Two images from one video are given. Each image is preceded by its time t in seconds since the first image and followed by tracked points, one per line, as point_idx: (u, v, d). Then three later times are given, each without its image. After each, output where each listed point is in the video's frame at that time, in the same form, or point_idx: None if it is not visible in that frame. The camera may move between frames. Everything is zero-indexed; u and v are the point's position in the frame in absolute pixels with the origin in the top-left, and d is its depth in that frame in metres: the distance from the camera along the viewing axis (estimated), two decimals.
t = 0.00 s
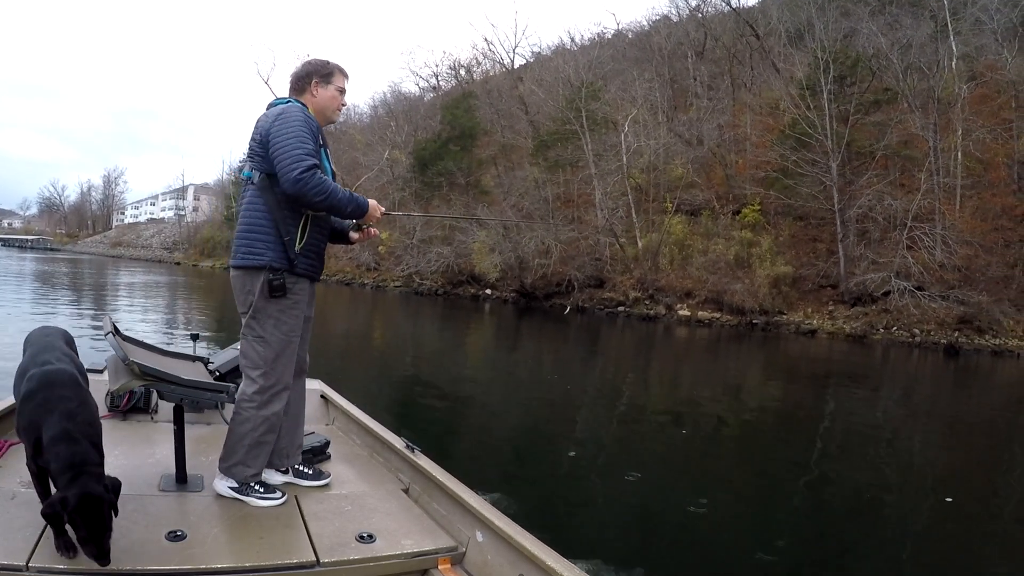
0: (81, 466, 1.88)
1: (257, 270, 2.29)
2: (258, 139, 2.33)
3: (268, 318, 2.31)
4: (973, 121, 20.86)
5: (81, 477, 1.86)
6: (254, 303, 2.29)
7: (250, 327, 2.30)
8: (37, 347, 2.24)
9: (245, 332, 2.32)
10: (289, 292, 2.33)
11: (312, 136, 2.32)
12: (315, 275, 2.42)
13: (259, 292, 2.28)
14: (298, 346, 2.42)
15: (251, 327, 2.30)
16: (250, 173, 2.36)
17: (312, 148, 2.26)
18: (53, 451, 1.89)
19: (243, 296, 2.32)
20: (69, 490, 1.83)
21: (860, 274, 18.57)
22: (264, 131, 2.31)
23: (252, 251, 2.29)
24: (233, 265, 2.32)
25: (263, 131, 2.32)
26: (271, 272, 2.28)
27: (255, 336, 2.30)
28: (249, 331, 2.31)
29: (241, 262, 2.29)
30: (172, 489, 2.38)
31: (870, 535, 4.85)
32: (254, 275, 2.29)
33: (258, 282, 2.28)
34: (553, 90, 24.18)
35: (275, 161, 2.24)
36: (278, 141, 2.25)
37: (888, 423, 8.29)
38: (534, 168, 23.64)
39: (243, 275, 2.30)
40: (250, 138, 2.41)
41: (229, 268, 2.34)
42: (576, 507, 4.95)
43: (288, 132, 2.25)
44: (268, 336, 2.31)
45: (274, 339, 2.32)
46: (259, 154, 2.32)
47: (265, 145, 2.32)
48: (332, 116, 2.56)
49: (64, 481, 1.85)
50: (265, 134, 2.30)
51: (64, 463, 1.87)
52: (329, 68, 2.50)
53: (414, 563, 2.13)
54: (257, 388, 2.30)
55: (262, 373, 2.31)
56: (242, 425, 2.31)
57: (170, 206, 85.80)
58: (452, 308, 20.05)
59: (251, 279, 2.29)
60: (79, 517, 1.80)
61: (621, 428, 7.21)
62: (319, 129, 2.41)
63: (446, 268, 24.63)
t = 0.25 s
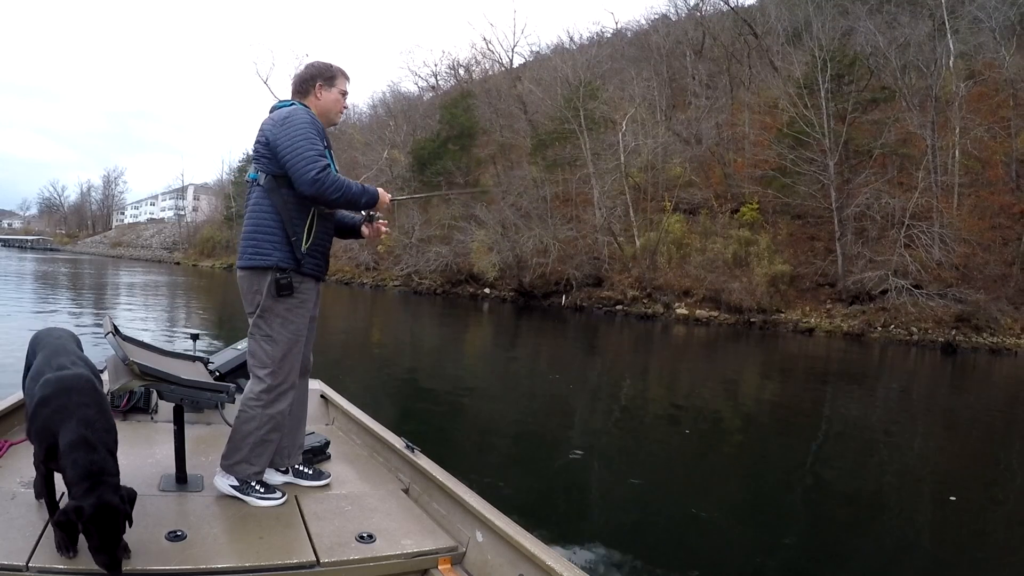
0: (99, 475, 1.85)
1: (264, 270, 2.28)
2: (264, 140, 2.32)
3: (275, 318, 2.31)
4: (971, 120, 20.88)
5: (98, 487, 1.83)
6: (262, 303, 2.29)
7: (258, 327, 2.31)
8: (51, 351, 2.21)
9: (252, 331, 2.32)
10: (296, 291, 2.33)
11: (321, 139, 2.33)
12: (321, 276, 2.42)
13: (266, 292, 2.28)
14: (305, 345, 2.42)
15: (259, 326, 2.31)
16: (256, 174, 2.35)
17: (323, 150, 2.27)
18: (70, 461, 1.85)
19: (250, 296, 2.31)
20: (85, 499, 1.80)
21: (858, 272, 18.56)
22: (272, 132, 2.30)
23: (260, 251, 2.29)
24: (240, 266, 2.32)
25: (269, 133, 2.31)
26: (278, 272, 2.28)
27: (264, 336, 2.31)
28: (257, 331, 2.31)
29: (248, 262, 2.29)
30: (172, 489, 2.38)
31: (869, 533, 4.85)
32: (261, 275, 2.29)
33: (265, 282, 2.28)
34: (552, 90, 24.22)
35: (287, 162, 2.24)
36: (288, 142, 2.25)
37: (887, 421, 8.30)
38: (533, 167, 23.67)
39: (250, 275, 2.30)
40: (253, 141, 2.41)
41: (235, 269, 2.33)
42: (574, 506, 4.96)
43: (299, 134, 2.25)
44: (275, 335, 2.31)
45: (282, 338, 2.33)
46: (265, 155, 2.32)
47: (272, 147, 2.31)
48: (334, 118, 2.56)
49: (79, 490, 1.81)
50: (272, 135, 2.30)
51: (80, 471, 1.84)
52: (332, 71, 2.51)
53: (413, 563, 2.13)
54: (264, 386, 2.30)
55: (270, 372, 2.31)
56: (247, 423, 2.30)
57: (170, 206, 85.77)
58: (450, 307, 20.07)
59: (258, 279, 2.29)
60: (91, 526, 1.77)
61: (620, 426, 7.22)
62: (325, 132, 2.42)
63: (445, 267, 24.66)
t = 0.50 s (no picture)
0: (125, 482, 1.85)
1: (277, 273, 2.30)
2: (275, 144, 2.32)
3: (289, 320, 2.33)
4: (969, 119, 20.90)
5: (124, 491, 1.83)
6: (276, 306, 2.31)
7: (273, 329, 2.33)
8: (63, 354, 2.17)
9: (268, 334, 2.34)
10: (307, 293, 2.35)
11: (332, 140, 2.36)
12: (331, 276, 2.45)
13: (280, 295, 2.30)
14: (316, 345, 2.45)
15: (274, 328, 2.33)
16: (265, 179, 2.35)
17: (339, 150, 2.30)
18: (95, 466, 1.86)
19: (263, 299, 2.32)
20: (111, 503, 1.79)
21: (855, 271, 18.62)
22: (283, 135, 2.30)
23: (272, 255, 2.29)
24: (250, 269, 2.32)
25: (280, 136, 2.31)
26: (291, 275, 2.30)
27: (279, 337, 2.33)
28: (272, 333, 2.34)
29: (260, 265, 2.29)
30: (172, 490, 2.38)
31: (867, 533, 4.86)
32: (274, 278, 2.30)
33: (278, 285, 2.29)
34: (550, 90, 24.24)
35: (303, 161, 2.25)
36: (303, 144, 2.26)
37: (885, 420, 8.30)
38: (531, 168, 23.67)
39: (262, 278, 2.30)
40: (259, 146, 2.40)
41: (246, 272, 2.33)
42: (573, 505, 4.96)
43: (314, 136, 2.27)
44: (291, 336, 2.34)
45: (297, 339, 2.35)
46: (276, 159, 2.31)
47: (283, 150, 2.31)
48: (337, 120, 2.57)
49: (105, 496, 1.80)
50: (284, 138, 2.29)
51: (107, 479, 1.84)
52: (336, 74, 2.51)
53: (414, 563, 2.13)
54: (279, 386, 2.32)
55: (284, 372, 2.33)
56: (258, 422, 2.31)
57: (169, 206, 85.72)
58: (449, 306, 20.06)
59: (271, 282, 2.30)
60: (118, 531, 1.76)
61: (619, 426, 7.21)
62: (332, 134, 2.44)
63: (443, 267, 24.65)
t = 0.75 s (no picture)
0: (143, 494, 1.76)
1: (288, 274, 2.30)
2: (293, 146, 2.31)
3: (300, 320, 2.36)
4: (967, 118, 20.92)
5: (144, 505, 1.75)
6: (287, 306, 2.33)
7: (284, 329, 2.35)
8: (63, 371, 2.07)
9: (277, 334, 2.36)
10: (316, 293, 2.38)
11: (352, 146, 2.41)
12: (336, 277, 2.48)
13: (291, 295, 2.31)
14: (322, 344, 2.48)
15: (285, 328, 2.35)
16: (278, 179, 2.34)
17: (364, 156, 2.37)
18: (111, 482, 1.75)
19: (271, 299, 2.33)
20: (130, 519, 1.71)
21: (853, 270, 18.63)
22: (304, 138, 2.31)
23: (286, 255, 2.30)
24: (258, 269, 2.30)
25: (300, 138, 2.31)
26: (303, 275, 2.31)
27: (289, 337, 2.36)
28: (282, 333, 2.36)
29: (271, 266, 2.28)
30: (172, 489, 2.38)
31: (867, 531, 4.86)
32: (284, 279, 2.30)
33: (289, 285, 2.31)
34: (550, 89, 24.28)
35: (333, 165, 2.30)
36: (332, 149, 2.30)
37: (883, 419, 8.31)
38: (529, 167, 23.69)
39: (270, 279, 2.30)
40: (269, 145, 2.38)
41: (252, 273, 2.32)
42: (572, 504, 4.96)
43: (341, 142, 2.32)
44: (300, 336, 2.36)
45: (306, 339, 2.38)
46: (295, 161, 2.32)
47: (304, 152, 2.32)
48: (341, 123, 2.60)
49: (122, 511, 1.72)
50: (305, 141, 2.31)
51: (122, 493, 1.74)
52: (343, 78, 2.54)
53: (414, 563, 2.13)
54: (287, 385, 2.33)
55: (294, 371, 2.35)
56: (263, 421, 2.32)
57: (168, 207, 85.67)
58: (448, 306, 20.08)
59: (281, 282, 2.31)
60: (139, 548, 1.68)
61: (617, 425, 7.21)
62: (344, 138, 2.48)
63: (442, 267, 24.66)
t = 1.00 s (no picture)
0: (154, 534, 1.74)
1: (294, 273, 2.30)
2: (300, 144, 2.32)
3: (304, 320, 2.35)
4: (965, 116, 20.93)
5: (155, 545, 1.74)
6: (291, 306, 2.32)
7: (288, 328, 2.34)
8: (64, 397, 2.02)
9: (281, 333, 2.35)
10: (320, 293, 2.38)
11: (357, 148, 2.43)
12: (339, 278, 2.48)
13: (296, 295, 2.31)
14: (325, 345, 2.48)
15: (289, 328, 2.35)
16: (283, 177, 2.34)
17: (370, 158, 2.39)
18: (119, 525, 1.73)
19: (275, 298, 2.32)
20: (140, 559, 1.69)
21: (851, 268, 18.63)
22: (311, 138, 2.32)
23: (291, 254, 2.29)
24: (263, 269, 2.29)
25: (307, 137, 2.32)
26: (307, 275, 2.31)
27: (293, 337, 2.35)
28: (286, 332, 2.35)
29: (275, 265, 2.28)
30: (173, 489, 2.38)
31: (866, 529, 4.86)
32: (289, 278, 2.30)
33: (293, 285, 2.30)
34: (548, 89, 24.28)
35: (339, 165, 2.32)
36: (339, 149, 2.32)
37: (882, 417, 8.32)
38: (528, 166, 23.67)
39: (275, 278, 2.30)
40: (274, 144, 2.38)
41: (257, 272, 2.30)
42: (571, 503, 4.96)
43: (348, 143, 2.34)
44: (304, 336, 2.36)
45: (310, 339, 2.38)
46: (301, 160, 2.32)
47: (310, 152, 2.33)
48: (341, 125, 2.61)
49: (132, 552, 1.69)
50: (313, 141, 2.32)
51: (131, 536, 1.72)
52: (346, 80, 2.56)
53: (415, 563, 2.13)
54: (292, 385, 2.33)
55: (298, 371, 2.35)
56: (267, 420, 2.32)
57: (166, 207, 85.51)
58: (447, 305, 20.07)
59: (287, 281, 2.31)
60: None
61: (616, 424, 7.22)
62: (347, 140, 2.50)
63: (441, 266, 24.65)
